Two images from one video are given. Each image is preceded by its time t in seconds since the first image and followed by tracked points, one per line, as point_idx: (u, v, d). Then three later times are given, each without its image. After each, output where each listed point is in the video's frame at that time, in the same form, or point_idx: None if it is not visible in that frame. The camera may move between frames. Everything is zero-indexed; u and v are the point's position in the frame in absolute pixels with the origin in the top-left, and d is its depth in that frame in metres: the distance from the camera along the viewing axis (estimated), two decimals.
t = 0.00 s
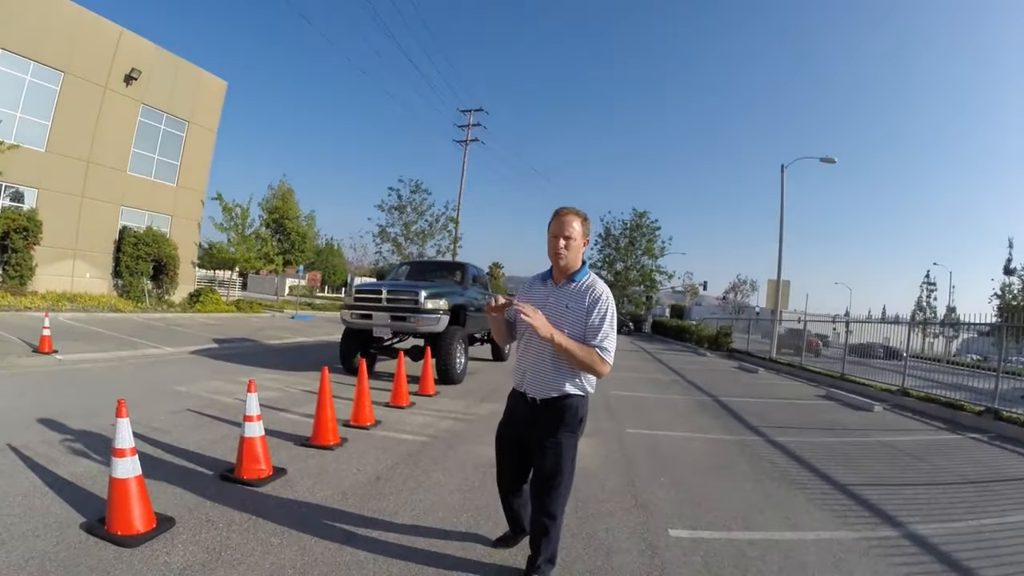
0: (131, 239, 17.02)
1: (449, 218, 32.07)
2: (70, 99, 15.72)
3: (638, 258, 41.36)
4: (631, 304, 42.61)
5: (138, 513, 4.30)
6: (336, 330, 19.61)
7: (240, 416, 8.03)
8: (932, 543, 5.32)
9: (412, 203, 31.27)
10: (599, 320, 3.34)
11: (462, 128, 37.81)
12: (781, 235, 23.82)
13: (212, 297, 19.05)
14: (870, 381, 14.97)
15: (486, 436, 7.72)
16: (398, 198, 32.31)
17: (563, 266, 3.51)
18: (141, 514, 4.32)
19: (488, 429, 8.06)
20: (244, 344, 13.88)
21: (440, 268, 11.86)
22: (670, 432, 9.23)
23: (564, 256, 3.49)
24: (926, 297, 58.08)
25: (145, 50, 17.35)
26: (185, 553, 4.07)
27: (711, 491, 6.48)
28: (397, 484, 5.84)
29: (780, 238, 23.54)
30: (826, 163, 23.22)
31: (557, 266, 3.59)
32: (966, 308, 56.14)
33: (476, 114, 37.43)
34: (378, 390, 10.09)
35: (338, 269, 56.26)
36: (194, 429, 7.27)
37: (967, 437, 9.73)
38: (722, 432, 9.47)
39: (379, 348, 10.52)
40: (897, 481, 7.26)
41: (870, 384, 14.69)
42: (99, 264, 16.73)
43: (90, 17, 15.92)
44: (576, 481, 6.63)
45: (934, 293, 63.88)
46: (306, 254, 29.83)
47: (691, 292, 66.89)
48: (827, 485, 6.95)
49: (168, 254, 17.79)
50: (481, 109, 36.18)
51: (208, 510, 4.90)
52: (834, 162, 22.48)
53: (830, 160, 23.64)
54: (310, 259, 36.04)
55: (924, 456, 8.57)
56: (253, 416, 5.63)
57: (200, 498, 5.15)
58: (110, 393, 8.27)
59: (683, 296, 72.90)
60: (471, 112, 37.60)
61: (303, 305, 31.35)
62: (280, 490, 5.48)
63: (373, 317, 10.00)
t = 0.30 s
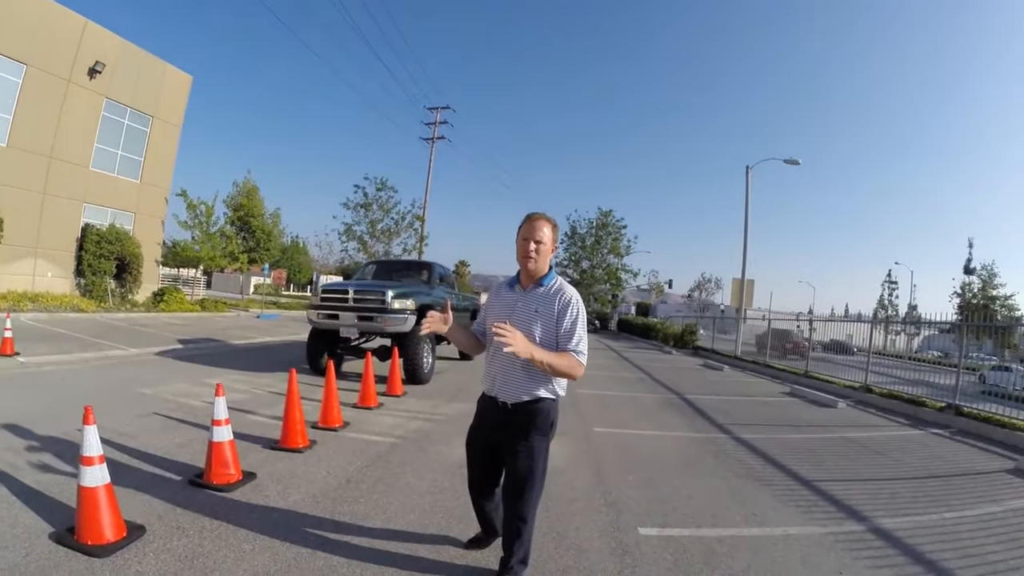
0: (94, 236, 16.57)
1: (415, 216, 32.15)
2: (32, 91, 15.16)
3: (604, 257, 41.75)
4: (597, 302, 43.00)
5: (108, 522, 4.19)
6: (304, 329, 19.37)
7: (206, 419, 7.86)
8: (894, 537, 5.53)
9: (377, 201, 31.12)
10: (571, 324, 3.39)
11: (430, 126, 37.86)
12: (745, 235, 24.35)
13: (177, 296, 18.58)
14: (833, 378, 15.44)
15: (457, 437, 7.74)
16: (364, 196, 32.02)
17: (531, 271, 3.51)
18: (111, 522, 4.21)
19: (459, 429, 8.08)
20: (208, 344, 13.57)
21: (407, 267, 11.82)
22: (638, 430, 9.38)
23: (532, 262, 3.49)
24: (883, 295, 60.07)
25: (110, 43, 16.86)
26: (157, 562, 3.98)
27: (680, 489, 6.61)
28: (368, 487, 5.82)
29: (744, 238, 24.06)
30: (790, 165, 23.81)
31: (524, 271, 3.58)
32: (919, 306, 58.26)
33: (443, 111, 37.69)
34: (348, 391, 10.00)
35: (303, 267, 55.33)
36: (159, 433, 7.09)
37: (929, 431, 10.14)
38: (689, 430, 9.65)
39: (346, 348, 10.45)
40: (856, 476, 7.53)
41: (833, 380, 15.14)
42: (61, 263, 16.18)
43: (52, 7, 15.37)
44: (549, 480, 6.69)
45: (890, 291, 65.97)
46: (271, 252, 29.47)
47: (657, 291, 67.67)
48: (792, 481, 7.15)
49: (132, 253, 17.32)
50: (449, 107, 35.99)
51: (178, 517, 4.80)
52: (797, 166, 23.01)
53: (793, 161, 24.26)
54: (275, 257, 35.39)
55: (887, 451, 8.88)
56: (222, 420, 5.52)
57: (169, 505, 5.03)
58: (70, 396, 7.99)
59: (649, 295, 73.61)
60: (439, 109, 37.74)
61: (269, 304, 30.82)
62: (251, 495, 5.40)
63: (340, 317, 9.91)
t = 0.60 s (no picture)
0: (78, 236, 16.35)
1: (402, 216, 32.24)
2: (16, 89, 14.92)
3: (589, 256, 41.81)
4: (583, 302, 43.10)
5: (98, 527, 4.14)
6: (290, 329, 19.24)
7: (194, 421, 7.78)
8: (879, 534, 5.61)
9: (363, 201, 30.98)
10: (563, 329, 3.40)
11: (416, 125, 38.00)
12: (731, 235, 24.54)
13: (162, 297, 18.41)
14: (818, 377, 15.62)
15: (446, 437, 7.74)
16: (350, 195, 31.86)
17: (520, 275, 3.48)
18: (101, 527, 4.16)
19: (448, 430, 8.08)
20: (194, 344, 13.43)
21: (394, 268, 11.78)
22: (625, 430, 9.43)
23: (521, 265, 3.46)
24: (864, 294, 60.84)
25: (95, 41, 16.65)
26: (147, 567, 3.94)
27: (668, 489, 6.65)
28: (357, 488, 5.80)
29: (729, 238, 24.25)
30: (775, 166, 24.03)
31: (512, 274, 3.54)
32: (899, 305, 59.05)
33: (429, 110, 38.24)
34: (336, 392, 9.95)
35: (288, 267, 54.86)
36: (145, 436, 7.01)
37: (914, 430, 10.29)
38: (676, 429, 9.72)
39: (333, 348, 10.40)
40: (841, 475, 7.63)
41: (818, 379, 15.31)
42: (45, 263, 15.96)
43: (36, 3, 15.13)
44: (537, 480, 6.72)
45: (872, 290, 66.76)
46: (257, 251, 29.30)
47: (642, 291, 67.88)
48: (779, 479, 7.22)
49: (116, 253, 17.12)
50: (436, 106, 35.81)
51: (168, 520, 4.76)
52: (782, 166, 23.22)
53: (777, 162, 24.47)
54: (260, 256, 35.04)
55: (872, 450, 8.99)
56: (210, 423, 5.46)
57: (158, 509, 4.98)
58: (55, 399, 7.87)
59: (635, 294, 73.90)
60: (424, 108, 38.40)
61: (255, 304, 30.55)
62: (240, 498, 5.35)
63: (326, 318, 9.84)
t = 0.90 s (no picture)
0: (73, 235, 16.26)
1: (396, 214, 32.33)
2: (11, 86, 14.83)
3: (585, 254, 41.81)
4: (579, 300, 43.11)
5: (97, 529, 4.12)
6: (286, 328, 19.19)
7: (190, 421, 7.75)
8: (874, 533, 5.64)
9: (358, 199, 30.91)
10: (561, 330, 3.39)
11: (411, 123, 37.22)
12: (726, 234, 24.56)
13: (158, 295, 18.34)
14: (813, 375, 15.67)
15: (443, 436, 7.74)
16: (347, 193, 31.78)
17: (518, 274, 3.48)
18: (99, 528, 4.15)
19: (445, 429, 8.08)
20: (190, 343, 13.39)
21: (390, 267, 11.76)
22: (622, 429, 9.45)
23: (520, 265, 3.47)
24: (860, 293, 61.08)
25: (90, 38, 16.55)
26: (146, 568, 3.93)
27: (665, 487, 6.67)
28: (354, 488, 5.80)
29: (725, 236, 24.29)
30: (770, 165, 24.08)
31: (509, 275, 3.53)
32: (892, 302, 59.31)
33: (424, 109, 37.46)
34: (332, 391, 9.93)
35: (283, 265, 54.75)
36: (142, 435, 6.99)
37: (909, 429, 10.33)
38: (672, 428, 9.74)
39: (330, 347, 10.38)
40: (837, 473, 7.67)
41: (813, 378, 15.36)
42: (40, 261, 15.87)
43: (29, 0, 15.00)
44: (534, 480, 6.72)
45: (866, 288, 67.07)
46: (252, 250, 29.19)
47: (637, 289, 67.95)
48: (776, 478, 7.26)
49: (111, 251, 17.04)
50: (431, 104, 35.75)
51: (166, 521, 4.75)
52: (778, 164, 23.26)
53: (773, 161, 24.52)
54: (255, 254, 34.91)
55: (867, 448, 9.03)
56: (207, 423, 5.45)
57: (155, 509, 4.97)
58: (51, 399, 7.84)
59: (630, 292, 74.04)
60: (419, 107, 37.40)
61: (250, 303, 30.43)
62: (237, 498, 5.34)
63: (322, 317, 9.82)
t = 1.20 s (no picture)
0: (75, 234, 16.26)
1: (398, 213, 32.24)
2: (11, 86, 14.79)
3: (586, 253, 41.78)
4: (580, 299, 43.10)
5: (102, 532, 4.11)
6: (287, 327, 19.20)
7: (193, 422, 7.74)
8: (879, 534, 5.62)
9: (360, 198, 30.89)
10: (563, 331, 3.33)
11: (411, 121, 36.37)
12: (727, 233, 24.52)
13: (159, 294, 18.35)
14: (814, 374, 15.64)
15: (446, 437, 7.72)
16: (348, 192, 31.77)
17: (524, 279, 3.47)
18: (105, 531, 4.14)
19: (448, 429, 8.07)
20: (192, 343, 13.40)
21: (392, 267, 11.74)
22: (624, 429, 9.44)
23: (526, 270, 3.46)
24: (861, 292, 60.99)
25: (91, 38, 16.53)
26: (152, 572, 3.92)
27: (668, 489, 6.64)
28: (358, 489, 5.79)
29: (726, 235, 24.26)
30: (772, 164, 24.03)
31: (516, 281, 3.54)
32: (893, 301, 59.20)
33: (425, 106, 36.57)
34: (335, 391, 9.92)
35: (285, 264, 54.78)
36: (145, 436, 6.99)
37: (911, 429, 10.31)
38: (675, 429, 9.73)
39: (332, 348, 10.38)
40: (841, 474, 7.65)
41: (815, 377, 15.32)
42: (42, 261, 15.88)
43: None
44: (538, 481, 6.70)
45: (867, 287, 67.05)
46: (254, 249, 29.20)
47: (639, 288, 67.86)
48: (779, 479, 7.24)
49: (113, 250, 17.05)
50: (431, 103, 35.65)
51: (172, 523, 4.75)
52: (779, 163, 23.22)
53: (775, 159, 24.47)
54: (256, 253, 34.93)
55: (870, 449, 9.00)
56: (211, 425, 5.44)
57: (160, 512, 4.96)
58: (54, 400, 7.85)
59: (631, 291, 74.08)
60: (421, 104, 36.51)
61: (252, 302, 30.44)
62: (242, 500, 5.33)
63: (325, 317, 9.81)
